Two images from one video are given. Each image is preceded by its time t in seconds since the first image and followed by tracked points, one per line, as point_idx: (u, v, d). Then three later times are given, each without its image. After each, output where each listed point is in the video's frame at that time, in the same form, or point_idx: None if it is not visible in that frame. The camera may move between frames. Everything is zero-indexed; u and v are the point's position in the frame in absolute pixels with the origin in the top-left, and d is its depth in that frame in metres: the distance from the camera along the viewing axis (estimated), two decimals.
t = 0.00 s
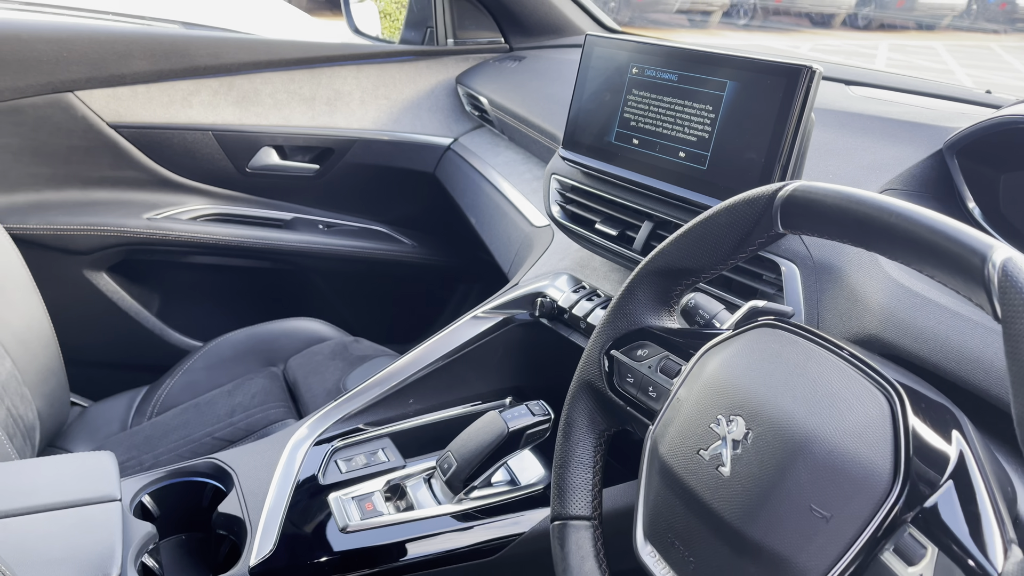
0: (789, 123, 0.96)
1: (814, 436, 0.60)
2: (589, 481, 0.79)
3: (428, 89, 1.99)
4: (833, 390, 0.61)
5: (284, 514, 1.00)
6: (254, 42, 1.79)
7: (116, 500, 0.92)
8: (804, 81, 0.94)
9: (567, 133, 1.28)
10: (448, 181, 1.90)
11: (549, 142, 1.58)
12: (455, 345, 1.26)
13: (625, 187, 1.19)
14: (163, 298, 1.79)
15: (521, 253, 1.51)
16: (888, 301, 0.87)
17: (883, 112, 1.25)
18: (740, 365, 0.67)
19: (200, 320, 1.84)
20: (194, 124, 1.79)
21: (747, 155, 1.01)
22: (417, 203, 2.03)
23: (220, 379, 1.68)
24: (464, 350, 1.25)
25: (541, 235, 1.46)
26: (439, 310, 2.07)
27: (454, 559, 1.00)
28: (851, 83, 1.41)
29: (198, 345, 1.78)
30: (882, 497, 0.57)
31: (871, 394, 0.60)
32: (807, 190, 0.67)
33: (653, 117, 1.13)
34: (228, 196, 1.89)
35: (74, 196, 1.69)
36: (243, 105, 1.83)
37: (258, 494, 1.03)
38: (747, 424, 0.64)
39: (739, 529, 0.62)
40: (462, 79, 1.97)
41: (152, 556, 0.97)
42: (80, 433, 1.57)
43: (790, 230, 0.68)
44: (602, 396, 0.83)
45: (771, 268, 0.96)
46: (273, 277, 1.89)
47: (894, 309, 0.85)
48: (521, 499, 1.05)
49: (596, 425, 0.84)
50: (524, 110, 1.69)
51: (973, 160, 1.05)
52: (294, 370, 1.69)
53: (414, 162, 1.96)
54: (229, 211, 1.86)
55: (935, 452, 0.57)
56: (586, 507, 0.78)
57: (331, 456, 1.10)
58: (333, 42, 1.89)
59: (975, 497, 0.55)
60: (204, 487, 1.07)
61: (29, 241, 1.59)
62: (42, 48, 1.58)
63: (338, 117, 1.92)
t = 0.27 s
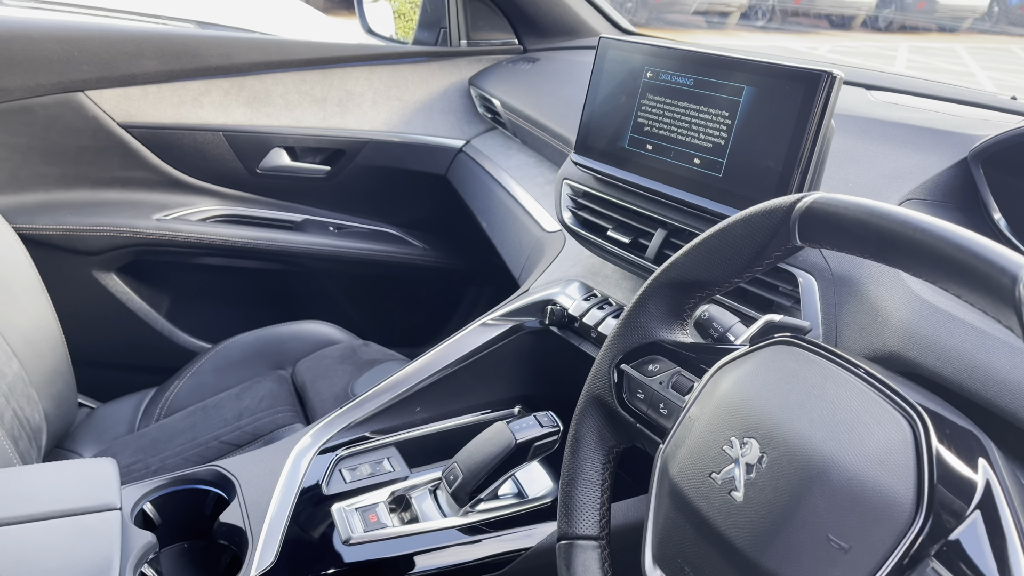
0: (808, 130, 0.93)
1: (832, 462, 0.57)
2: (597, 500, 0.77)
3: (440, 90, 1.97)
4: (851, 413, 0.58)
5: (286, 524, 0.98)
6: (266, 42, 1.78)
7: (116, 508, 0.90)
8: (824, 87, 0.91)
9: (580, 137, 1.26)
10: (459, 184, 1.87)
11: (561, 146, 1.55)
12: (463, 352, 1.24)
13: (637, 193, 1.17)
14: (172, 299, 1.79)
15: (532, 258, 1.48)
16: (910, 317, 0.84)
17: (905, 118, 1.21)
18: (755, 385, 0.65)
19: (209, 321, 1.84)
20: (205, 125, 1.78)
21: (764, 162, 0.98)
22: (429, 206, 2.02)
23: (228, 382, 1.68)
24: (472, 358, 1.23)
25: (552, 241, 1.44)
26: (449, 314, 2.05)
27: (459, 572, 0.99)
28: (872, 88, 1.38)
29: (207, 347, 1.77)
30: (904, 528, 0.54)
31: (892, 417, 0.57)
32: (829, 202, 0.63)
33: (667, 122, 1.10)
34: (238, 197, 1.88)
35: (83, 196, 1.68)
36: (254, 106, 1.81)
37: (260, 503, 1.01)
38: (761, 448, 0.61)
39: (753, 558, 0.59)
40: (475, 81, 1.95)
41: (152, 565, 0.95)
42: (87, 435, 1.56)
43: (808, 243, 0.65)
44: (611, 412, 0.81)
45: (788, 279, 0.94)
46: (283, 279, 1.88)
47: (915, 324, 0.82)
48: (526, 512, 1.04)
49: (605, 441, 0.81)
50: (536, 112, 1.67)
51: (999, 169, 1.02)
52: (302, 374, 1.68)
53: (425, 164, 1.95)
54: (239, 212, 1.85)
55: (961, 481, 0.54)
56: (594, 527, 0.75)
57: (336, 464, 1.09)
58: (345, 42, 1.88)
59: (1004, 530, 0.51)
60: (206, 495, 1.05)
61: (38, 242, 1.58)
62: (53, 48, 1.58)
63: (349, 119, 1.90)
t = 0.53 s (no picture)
0: (836, 134, 0.90)
1: (860, 485, 0.54)
2: (613, 516, 0.74)
3: (457, 90, 1.95)
4: (880, 434, 0.55)
5: (295, 530, 0.97)
6: (282, 40, 1.77)
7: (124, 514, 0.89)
8: (853, 90, 0.88)
9: (598, 139, 1.23)
10: (475, 185, 1.85)
11: (579, 147, 1.52)
12: (477, 357, 1.21)
13: (657, 197, 1.14)
14: (188, 297, 1.79)
15: (548, 261, 1.46)
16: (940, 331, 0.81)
17: (936, 122, 1.17)
18: (779, 401, 0.62)
19: (223, 319, 1.84)
20: (221, 123, 1.78)
21: (788, 167, 0.95)
22: (445, 206, 2.00)
23: (241, 383, 1.67)
24: (486, 363, 1.21)
25: (569, 244, 1.41)
26: (465, 316, 2.03)
27: None
28: (900, 90, 1.34)
29: (221, 347, 1.77)
30: (938, 558, 0.51)
31: (925, 439, 0.53)
32: (859, 212, 0.59)
33: (689, 124, 1.07)
34: (253, 197, 1.87)
35: (99, 195, 1.68)
36: (270, 105, 1.80)
37: (269, 509, 1.00)
38: (786, 469, 0.59)
39: None
40: (493, 80, 1.93)
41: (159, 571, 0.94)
42: (100, 434, 1.56)
43: (835, 254, 0.61)
44: (629, 426, 0.78)
45: (812, 288, 0.91)
46: (298, 279, 1.88)
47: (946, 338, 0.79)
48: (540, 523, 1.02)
49: (622, 455, 0.78)
50: (554, 113, 1.64)
51: None
52: (315, 375, 1.67)
53: (441, 164, 1.93)
54: (254, 211, 1.85)
55: (1000, 511, 0.50)
56: (609, 544, 0.73)
57: (347, 471, 1.08)
58: (362, 41, 1.86)
59: None
60: (215, 500, 1.04)
61: (52, 239, 1.59)
62: (70, 45, 1.57)
63: (366, 118, 1.89)
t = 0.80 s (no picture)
0: (864, 140, 0.86)
1: (888, 518, 0.51)
2: (627, 536, 0.72)
3: (474, 90, 1.93)
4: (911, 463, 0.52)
5: (302, 539, 0.95)
6: (299, 39, 1.75)
7: (127, 522, 0.87)
8: (884, 94, 0.84)
9: (616, 143, 1.20)
10: (491, 186, 1.82)
11: (597, 150, 1.50)
12: (489, 365, 1.19)
13: (676, 203, 1.11)
14: (201, 297, 1.79)
15: (564, 266, 1.43)
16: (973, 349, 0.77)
17: (968, 127, 1.13)
18: (803, 425, 0.59)
19: (235, 318, 1.83)
20: (235, 123, 1.76)
21: (814, 174, 0.92)
22: (461, 208, 1.97)
23: (253, 385, 1.66)
24: (499, 371, 1.18)
25: (585, 249, 1.38)
26: (480, 318, 2.01)
27: None
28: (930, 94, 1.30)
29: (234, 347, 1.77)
30: None
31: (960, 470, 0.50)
32: (890, 224, 0.55)
33: (710, 128, 1.04)
34: (268, 197, 1.86)
35: (114, 193, 1.67)
36: (285, 104, 1.79)
37: (276, 517, 0.98)
38: (810, 497, 0.56)
39: None
40: (510, 81, 1.90)
41: None
42: (111, 435, 1.55)
43: (864, 267, 0.57)
44: (644, 442, 0.75)
45: (836, 300, 0.88)
46: (311, 280, 1.86)
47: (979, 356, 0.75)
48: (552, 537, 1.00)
49: (637, 472, 0.75)
50: (572, 115, 1.61)
51: None
52: (328, 378, 1.65)
53: (457, 165, 1.90)
54: (268, 212, 1.84)
55: None
56: (621, 564, 0.71)
57: (355, 480, 1.06)
58: (379, 41, 1.84)
59: None
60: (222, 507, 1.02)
61: (66, 239, 1.59)
62: (85, 42, 1.56)
63: (382, 118, 1.87)
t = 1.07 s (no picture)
0: (894, 146, 0.83)
1: (918, 554, 0.48)
2: (640, 558, 0.69)
3: (492, 90, 1.90)
4: (944, 495, 0.48)
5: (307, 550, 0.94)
6: (315, 38, 1.74)
7: (131, 531, 0.85)
8: (914, 99, 0.80)
9: (635, 146, 1.17)
10: (508, 188, 1.80)
11: (616, 153, 1.47)
12: (503, 372, 1.16)
13: (696, 209, 1.08)
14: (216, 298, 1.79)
15: (580, 271, 1.40)
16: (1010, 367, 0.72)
17: (1004, 132, 1.09)
18: (827, 449, 0.56)
19: (250, 319, 1.83)
20: (251, 122, 1.75)
21: (839, 181, 0.88)
22: (477, 209, 1.95)
23: (267, 386, 1.65)
24: (512, 379, 1.16)
25: (602, 253, 1.35)
26: (496, 321, 1.99)
27: None
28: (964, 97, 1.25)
29: (248, 348, 1.76)
30: None
31: (998, 506, 0.47)
32: (923, 238, 0.52)
33: (732, 132, 1.01)
34: (283, 197, 1.85)
35: (129, 192, 1.67)
36: (301, 103, 1.77)
37: (282, 527, 0.97)
38: (833, 528, 0.52)
39: None
40: (529, 81, 1.87)
41: None
42: (124, 435, 1.55)
43: (893, 282, 0.53)
44: (660, 460, 0.72)
45: (864, 313, 0.87)
46: (327, 281, 1.85)
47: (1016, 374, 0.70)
48: (564, 551, 0.97)
49: (652, 491, 0.72)
50: (591, 116, 1.58)
51: None
52: (341, 381, 1.64)
53: (474, 167, 1.88)
54: (284, 212, 1.83)
55: None
56: None
57: (364, 489, 1.04)
58: (396, 40, 1.82)
59: None
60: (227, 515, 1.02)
61: (82, 238, 1.59)
62: (102, 41, 1.56)
63: (398, 118, 1.85)
